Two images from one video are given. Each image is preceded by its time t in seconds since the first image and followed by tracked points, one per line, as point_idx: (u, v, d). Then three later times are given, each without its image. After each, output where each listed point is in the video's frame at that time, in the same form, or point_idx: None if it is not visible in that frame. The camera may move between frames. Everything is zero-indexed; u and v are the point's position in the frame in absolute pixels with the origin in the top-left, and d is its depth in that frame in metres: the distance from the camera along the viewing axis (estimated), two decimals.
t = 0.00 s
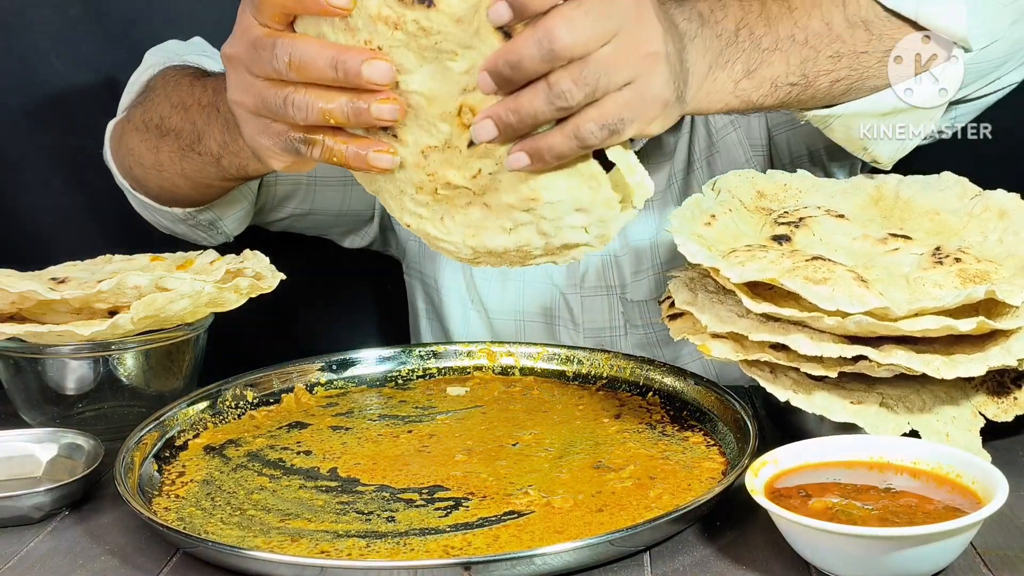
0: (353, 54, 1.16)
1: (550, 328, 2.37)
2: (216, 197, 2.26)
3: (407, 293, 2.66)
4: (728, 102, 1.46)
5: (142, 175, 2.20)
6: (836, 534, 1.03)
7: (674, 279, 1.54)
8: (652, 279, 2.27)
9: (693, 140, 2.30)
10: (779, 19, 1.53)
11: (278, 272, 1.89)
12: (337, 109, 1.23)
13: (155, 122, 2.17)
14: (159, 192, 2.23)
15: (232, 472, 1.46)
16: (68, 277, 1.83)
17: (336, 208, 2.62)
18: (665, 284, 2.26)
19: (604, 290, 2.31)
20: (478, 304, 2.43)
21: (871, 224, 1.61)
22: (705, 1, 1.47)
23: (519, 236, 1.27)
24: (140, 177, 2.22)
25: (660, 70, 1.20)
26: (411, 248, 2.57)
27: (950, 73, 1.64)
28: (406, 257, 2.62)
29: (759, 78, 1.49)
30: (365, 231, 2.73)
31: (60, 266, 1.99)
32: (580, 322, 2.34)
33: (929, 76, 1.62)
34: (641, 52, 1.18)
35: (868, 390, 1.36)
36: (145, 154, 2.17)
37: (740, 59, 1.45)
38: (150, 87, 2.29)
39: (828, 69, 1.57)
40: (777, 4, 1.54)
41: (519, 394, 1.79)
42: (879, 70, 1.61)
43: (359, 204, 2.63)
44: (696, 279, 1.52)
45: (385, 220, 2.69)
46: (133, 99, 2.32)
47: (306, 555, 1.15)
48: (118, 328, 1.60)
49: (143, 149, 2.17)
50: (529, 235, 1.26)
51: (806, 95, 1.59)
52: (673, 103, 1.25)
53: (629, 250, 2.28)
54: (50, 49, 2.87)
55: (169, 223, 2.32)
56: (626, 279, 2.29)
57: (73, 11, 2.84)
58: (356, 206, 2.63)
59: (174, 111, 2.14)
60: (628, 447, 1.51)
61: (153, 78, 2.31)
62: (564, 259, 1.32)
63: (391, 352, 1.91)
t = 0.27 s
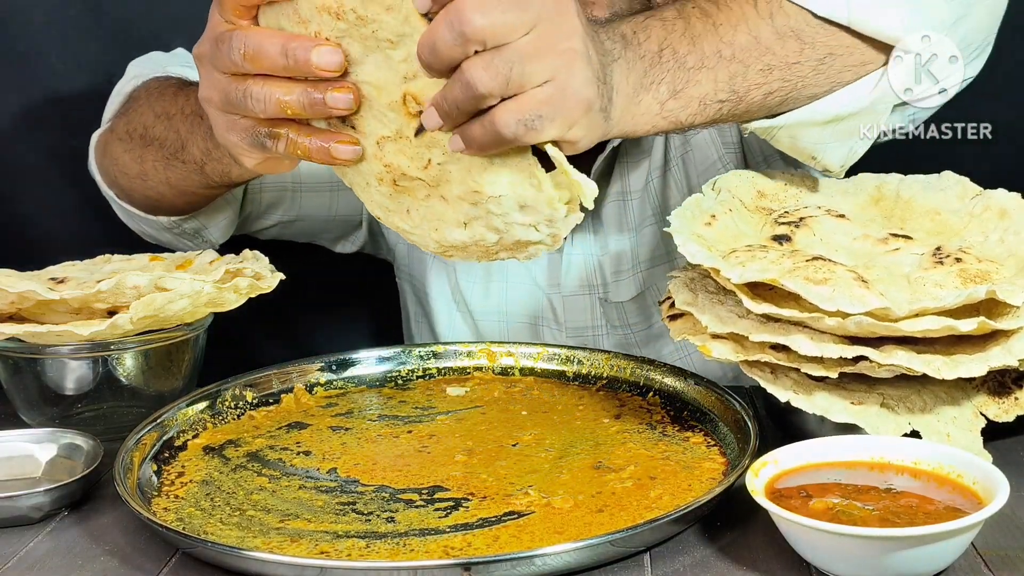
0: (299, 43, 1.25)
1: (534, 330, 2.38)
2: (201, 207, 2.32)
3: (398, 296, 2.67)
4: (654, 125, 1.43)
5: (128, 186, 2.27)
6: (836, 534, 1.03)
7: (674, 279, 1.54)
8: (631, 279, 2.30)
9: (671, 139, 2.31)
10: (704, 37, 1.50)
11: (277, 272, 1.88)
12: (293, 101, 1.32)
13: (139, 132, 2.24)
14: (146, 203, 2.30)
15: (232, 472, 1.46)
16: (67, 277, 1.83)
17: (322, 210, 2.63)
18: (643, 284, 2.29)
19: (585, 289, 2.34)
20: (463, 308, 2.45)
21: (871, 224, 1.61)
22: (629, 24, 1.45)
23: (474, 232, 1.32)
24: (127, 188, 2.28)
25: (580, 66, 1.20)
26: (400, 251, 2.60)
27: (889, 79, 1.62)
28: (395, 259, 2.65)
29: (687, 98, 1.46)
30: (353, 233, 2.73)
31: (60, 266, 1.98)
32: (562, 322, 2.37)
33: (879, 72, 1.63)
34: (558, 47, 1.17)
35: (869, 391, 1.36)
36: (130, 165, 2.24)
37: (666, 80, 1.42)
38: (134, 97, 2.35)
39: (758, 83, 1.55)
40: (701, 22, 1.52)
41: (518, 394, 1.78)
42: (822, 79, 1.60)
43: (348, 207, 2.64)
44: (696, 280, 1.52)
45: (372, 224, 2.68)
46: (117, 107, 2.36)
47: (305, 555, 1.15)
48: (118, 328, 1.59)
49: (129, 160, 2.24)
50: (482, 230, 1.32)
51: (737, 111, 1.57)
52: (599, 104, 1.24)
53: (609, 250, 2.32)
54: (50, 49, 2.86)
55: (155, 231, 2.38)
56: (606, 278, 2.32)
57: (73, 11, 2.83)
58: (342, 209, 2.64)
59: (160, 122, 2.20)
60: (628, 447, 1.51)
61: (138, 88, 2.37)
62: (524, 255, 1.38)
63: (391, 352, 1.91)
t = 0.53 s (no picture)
0: (272, 82, 1.25)
1: (520, 335, 2.47)
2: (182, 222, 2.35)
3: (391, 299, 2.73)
4: (617, 182, 1.41)
5: (116, 196, 2.30)
6: (837, 534, 1.03)
7: (674, 279, 1.53)
8: (613, 284, 2.40)
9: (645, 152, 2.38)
10: (661, 89, 1.45)
11: (277, 272, 1.87)
12: (269, 138, 1.31)
13: (123, 146, 2.25)
14: (131, 213, 2.34)
15: (232, 472, 1.46)
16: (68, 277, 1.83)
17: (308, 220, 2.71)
18: (624, 288, 2.40)
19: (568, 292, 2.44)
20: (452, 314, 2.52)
21: (872, 224, 1.61)
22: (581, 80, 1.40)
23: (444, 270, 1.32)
24: (115, 198, 2.31)
25: (524, 130, 1.18)
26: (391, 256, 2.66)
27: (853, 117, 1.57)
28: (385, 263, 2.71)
29: (647, 153, 1.42)
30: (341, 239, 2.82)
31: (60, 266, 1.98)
32: (547, 325, 2.47)
33: (844, 108, 1.58)
34: (501, 108, 1.16)
35: (869, 391, 1.36)
36: (117, 178, 2.26)
37: (624, 137, 1.39)
38: (122, 108, 2.36)
39: (721, 130, 1.50)
40: (657, 73, 1.46)
41: (519, 394, 1.78)
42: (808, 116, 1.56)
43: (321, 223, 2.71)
44: (697, 279, 1.52)
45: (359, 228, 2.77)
46: (104, 116, 2.38)
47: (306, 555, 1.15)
48: (118, 328, 1.59)
49: (114, 172, 2.26)
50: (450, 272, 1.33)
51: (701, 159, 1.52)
52: (545, 166, 1.23)
53: (591, 255, 2.41)
54: (51, 49, 2.86)
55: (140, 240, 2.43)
56: (589, 282, 2.42)
57: (73, 11, 2.83)
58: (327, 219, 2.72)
59: (143, 138, 2.20)
60: (628, 447, 1.51)
61: (126, 99, 2.38)
62: (491, 301, 1.40)
63: (391, 352, 1.91)
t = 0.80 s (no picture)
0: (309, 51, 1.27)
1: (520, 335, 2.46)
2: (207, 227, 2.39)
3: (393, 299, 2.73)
4: (620, 160, 1.44)
5: (133, 206, 2.33)
6: (836, 534, 1.03)
7: (673, 279, 1.53)
8: (611, 284, 2.41)
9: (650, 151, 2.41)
10: (667, 68, 1.49)
11: (277, 272, 1.87)
12: (318, 120, 1.34)
13: (141, 155, 2.27)
14: (154, 223, 2.36)
15: (232, 472, 1.46)
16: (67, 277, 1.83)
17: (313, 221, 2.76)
18: (623, 288, 2.40)
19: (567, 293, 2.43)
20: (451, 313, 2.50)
21: (871, 225, 1.61)
22: (591, 55, 1.44)
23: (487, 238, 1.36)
24: (134, 207, 2.34)
25: (533, 95, 1.19)
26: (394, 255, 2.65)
27: (857, 106, 1.60)
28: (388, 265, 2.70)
29: (651, 130, 1.46)
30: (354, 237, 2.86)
31: (59, 266, 1.98)
32: (546, 326, 2.46)
33: (847, 97, 1.62)
34: (509, 73, 1.17)
35: (869, 391, 1.36)
36: (135, 187, 2.29)
37: (629, 113, 1.42)
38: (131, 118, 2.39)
39: (725, 112, 1.54)
40: (664, 52, 1.50)
41: (518, 394, 1.78)
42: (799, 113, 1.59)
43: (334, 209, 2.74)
44: (696, 279, 1.52)
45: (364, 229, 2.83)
46: (112, 128, 2.42)
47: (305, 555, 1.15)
48: (118, 328, 1.59)
49: (135, 183, 2.28)
50: (492, 240, 1.37)
51: (704, 140, 1.56)
52: (552, 134, 1.24)
53: (590, 255, 2.41)
54: (51, 48, 2.86)
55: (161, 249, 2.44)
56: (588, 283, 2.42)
57: (73, 11, 2.83)
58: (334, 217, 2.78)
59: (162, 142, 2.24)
60: (628, 447, 1.51)
61: (133, 109, 2.42)
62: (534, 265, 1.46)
63: (391, 352, 1.91)
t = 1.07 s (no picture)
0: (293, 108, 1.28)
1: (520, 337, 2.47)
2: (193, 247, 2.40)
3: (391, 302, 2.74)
4: (621, 178, 1.48)
5: (122, 225, 2.34)
6: (837, 534, 1.03)
7: (674, 278, 1.53)
8: (614, 288, 2.41)
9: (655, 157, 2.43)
10: (672, 91, 1.52)
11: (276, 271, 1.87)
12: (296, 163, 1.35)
13: (128, 175, 2.28)
14: (140, 242, 2.38)
15: (232, 472, 1.46)
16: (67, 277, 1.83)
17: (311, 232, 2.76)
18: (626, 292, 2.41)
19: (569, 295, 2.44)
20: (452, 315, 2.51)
21: (871, 225, 1.61)
22: (598, 75, 1.48)
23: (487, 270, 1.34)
24: (122, 226, 2.35)
25: (530, 125, 1.21)
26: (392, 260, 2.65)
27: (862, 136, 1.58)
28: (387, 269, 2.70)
29: (653, 152, 1.50)
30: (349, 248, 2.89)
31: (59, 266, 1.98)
32: (547, 327, 2.47)
33: (853, 128, 1.59)
34: (507, 104, 1.18)
35: (869, 390, 1.36)
36: (122, 208, 2.30)
37: (632, 135, 1.46)
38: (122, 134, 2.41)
39: (729, 138, 1.56)
40: (672, 74, 1.53)
41: (519, 394, 1.78)
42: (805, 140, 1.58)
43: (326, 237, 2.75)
44: (697, 279, 1.52)
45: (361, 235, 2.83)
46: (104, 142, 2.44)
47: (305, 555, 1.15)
48: (118, 328, 1.59)
49: (121, 203, 2.29)
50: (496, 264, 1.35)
51: (709, 163, 1.59)
52: (549, 163, 1.26)
53: (593, 258, 2.42)
54: (51, 48, 2.86)
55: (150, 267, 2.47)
56: (590, 286, 2.43)
57: (72, 11, 2.83)
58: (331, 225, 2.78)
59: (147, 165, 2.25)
60: (628, 447, 1.51)
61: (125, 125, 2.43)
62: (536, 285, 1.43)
63: (391, 352, 1.91)
